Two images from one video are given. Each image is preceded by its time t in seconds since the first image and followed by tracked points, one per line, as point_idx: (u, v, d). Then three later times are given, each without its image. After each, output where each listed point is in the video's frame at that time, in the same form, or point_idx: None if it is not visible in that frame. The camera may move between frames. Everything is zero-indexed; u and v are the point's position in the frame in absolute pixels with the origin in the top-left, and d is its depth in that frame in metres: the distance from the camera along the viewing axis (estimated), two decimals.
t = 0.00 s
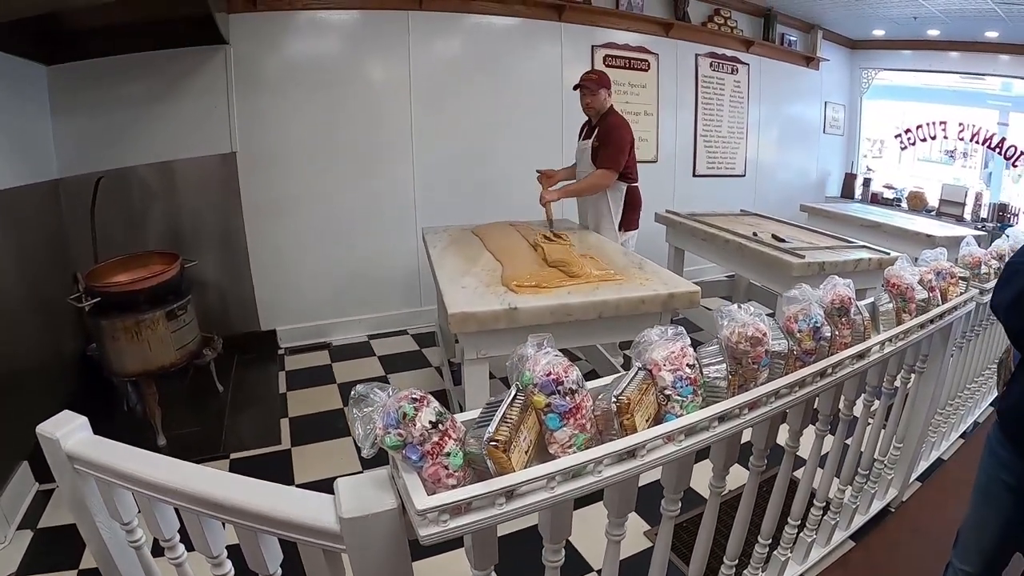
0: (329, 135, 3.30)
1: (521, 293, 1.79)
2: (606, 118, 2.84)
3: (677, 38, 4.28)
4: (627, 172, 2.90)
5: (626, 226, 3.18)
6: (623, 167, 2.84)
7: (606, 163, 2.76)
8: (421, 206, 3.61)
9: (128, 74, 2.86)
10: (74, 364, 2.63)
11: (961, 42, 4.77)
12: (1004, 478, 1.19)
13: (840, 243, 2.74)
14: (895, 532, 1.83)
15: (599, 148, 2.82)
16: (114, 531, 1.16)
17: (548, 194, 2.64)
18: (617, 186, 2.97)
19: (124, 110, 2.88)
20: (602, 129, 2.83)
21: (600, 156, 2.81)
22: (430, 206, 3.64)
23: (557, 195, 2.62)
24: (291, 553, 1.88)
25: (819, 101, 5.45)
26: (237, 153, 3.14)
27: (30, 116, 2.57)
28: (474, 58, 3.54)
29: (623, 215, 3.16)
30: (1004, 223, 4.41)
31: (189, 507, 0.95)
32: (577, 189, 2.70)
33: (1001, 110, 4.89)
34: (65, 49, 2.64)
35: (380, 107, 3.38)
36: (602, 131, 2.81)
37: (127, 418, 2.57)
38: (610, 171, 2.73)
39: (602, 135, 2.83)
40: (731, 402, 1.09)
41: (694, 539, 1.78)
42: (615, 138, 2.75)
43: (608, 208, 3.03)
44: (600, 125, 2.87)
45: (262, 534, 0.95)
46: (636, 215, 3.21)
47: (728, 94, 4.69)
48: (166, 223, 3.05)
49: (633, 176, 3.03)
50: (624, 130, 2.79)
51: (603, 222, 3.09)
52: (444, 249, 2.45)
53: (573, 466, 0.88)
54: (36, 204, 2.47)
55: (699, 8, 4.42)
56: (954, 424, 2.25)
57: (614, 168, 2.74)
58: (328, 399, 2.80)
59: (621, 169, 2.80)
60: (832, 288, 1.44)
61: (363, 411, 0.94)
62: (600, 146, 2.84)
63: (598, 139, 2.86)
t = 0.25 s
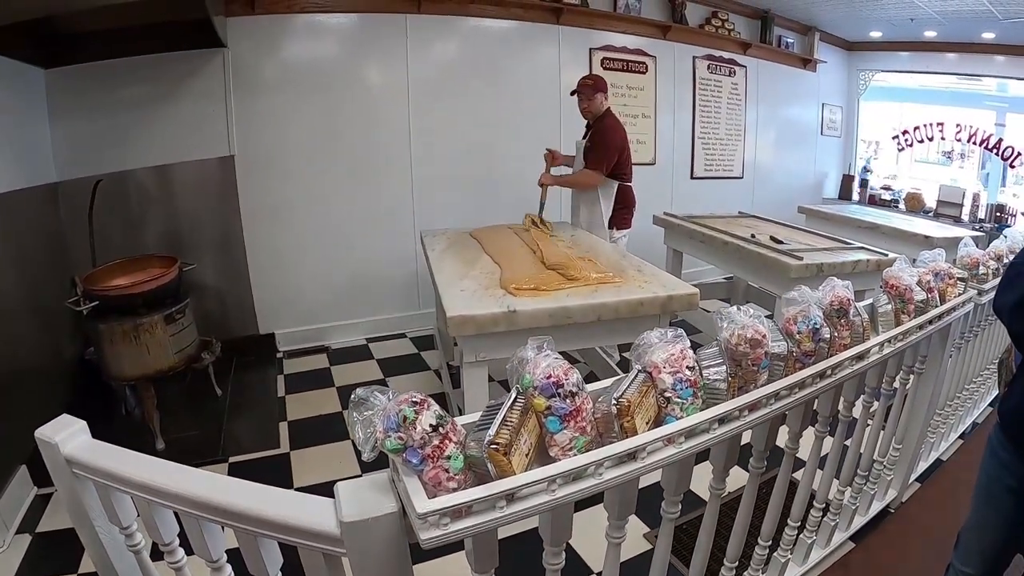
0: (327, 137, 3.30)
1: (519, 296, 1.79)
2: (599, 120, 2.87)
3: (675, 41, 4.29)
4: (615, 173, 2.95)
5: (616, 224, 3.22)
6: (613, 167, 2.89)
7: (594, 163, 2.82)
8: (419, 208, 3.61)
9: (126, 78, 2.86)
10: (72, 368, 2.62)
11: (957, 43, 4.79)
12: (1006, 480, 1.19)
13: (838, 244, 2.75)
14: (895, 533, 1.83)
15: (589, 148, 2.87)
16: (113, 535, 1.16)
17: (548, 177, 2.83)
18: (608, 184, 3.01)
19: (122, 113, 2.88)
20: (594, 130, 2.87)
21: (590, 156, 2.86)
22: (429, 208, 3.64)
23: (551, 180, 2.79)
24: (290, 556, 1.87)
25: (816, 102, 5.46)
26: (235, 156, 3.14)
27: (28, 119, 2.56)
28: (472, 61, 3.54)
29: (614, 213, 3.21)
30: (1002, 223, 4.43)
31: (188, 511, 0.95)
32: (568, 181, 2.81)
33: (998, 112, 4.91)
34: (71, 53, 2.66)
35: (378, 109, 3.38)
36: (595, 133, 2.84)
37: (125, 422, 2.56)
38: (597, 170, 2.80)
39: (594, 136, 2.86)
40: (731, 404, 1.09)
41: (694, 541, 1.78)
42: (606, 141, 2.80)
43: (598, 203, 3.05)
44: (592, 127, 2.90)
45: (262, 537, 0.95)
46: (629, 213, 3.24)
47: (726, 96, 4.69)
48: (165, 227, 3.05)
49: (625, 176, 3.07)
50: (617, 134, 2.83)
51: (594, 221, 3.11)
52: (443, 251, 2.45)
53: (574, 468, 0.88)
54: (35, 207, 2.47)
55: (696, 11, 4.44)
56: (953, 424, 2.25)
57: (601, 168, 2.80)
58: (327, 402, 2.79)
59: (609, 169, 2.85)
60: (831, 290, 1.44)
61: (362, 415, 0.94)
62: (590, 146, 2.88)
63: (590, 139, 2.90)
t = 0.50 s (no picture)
0: (326, 139, 3.31)
1: (516, 298, 1.79)
2: (596, 123, 2.86)
3: (672, 43, 4.29)
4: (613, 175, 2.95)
5: (613, 225, 3.18)
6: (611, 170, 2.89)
7: (593, 166, 2.83)
8: (417, 210, 3.61)
9: (123, 79, 2.86)
10: (70, 370, 2.61)
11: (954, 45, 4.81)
12: (1004, 481, 1.19)
13: (835, 246, 2.76)
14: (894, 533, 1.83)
15: (587, 150, 2.88)
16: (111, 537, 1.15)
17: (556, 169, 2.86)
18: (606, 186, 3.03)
19: (119, 115, 2.87)
20: (592, 134, 2.86)
21: (588, 159, 2.86)
22: (427, 210, 3.64)
23: (556, 173, 2.83)
24: (288, 559, 1.87)
25: (813, 105, 5.47)
26: (233, 158, 3.14)
27: (25, 121, 2.56)
28: (470, 63, 3.55)
29: (611, 213, 3.18)
30: (999, 224, 4.43)
31: (187, 513, 0.95)
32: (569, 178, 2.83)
33: (996, 112, 4.90)
34: (79, 45, 2.65)
35: (376, 111, 3.38)
36: (594, 136, 2.84)
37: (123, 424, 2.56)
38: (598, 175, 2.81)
39: (591, 140, 2.86)
40: (729, 405, 1.09)
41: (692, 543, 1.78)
42: (604, 144, 2.80)
43: (594, 207, 3.08)
44: (589, 130, 2.90)
45: (261, 539, 0.94)
46: (624, 212, 3.21)
47: (723, 98, 4.70)
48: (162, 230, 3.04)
49: (622, 178, 3.08)
50: (615, 137, 2.84)
51: (592, 222, 3.12)
52: (440, 254, 2.45)
53: (572, 470, 0.88)
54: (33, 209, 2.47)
55: (693, 13, 4.45)
56: (950, 425, 2.26)
57: (601, 172, 2.81)
58: (324, 405, 2.79)
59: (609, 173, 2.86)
60: (829, 290, 1.44)
61: (360, 416, 0.94)
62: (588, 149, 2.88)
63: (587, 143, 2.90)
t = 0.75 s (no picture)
0: (320, 139, 3.30)
1: (510, 297, 1.79)
2: (595, 125, 2.85)
3: (666, 42, 4.30)
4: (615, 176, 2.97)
5: (609, 225, 3.23)
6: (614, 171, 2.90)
7: (600, 168, 2.82)
8: (412, 209, 3.61)
9: (116, 79, 2.85)
10: (63, 371, 2.60)
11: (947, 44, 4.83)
12: (997, 479, 1.18)
13: (829, 244, 2.76)
14: (888, 531, 1.83)
15: (588, 154, 2.87)
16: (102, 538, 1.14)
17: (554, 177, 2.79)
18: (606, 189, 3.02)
19: (112, 115, 2.86)
20: (593, 136, 2.85)
21: (592, 162, 2.85)
22: (422, 210, 3.64)
23: (558, 182, 2.76)
24: (280, 559, 1.86)
25: (807, 104, 5.48)
26: (226, 158, 3.13)
27: (17, 121, 2.55)
28: (463, 63, 3.54)
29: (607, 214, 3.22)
30: (992, 223, 4.45)
31: (177, 513, 0.94)
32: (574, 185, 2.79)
33: (990, 112, 4.93)
34: (75, 44, 2.60)
35: (370, 111, 3.37)
36: (595, 138, 2.83)
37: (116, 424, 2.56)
38: (607, 177, 2.80)
39: (592, 143, 2.86)
40: (722, 403, 1.09)
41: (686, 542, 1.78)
42: (607, 147, 2.81)
43: (592, 211, 3.05)
44: (588, 132, 2.89)
45: (252, 539, 0.94)
46: (619, 212, 3.27)
47: (717, 98, 4.71)
48: (156, 231, 3.03)
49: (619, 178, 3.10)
50: (615, 138, 2.86)
51: (587, 222, 3.13)
52: (433, 253, 2.44)
53: (563, 468, 0.88)
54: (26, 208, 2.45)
55: (687, 13, 4.45)
56: (944, 423, 2.26)
57: (610, 172, 2.81)
58: (319, 405, 2.78)
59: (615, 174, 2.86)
60: (822, 289, 1.44)
61: (351, 416, 0.94)
62: (591, 152, 2.86)
63: (586, 146, 2.88)
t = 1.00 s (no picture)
0: (308, 143, 3.30)
1: (495, 301, 1.79)
2: (587, 133, 2.87)
3: (653, 46, 4.32)
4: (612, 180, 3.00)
5: (602, 232, 3.19)
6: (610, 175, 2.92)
7: (600, 175, 2.84)
8: (401, 213, 3.61)
9: (103, 83, 2.84)
10: (49, 379, 2.57)
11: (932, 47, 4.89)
12: (979, 479, 1.18)
13: (814, 247, 2.78)
14: (875, 531, 1.84)
15: (586, 163, 2.87)
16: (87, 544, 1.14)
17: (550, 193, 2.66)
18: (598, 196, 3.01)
19: (98, 119, 2.86)
20: (589, 144, 2.86)
21: (591, 169, 2.86)
22: (412, 213, 3.64)
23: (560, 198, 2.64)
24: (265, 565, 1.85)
25: (793, 107, 5.52)
26: (214, 162, 3.12)
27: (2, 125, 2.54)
28: (451, 67, 3.55)
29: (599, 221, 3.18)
30: (978, 224, 4.49)
31: (161, 519, 0.94)
32: (579, 197, 2.71)
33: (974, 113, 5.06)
34: (60, 50, 2.56)
35: (359, 115, 3.38)
36: (592, 147, 2.84)
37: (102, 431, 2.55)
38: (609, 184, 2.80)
39: (588, 151, 2.87)
40: (703, 406, 1.09)
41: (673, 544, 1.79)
42: (603, 154, 2.83)
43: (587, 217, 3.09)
44: (581, 140, 2.89)
45: (235, 545, 0.93)
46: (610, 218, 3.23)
47: (703, 101, 4.73)
48: (143, 237, 3.01)
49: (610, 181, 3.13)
50: (607, 142, 2.88)
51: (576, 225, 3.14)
52: (419, 257, 2.45)
53: (543, 471, 0.88)
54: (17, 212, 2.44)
55: (674, 16, 4.47)
56: (930, 424, 2.27)
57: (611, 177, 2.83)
58: (307, 409, 2.77)
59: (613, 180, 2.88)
60: (804, 291, 1.45)
61: (331, 421, 0.93)
62: (589, 160, 2.87)
63: (582, 154, 2.90)
